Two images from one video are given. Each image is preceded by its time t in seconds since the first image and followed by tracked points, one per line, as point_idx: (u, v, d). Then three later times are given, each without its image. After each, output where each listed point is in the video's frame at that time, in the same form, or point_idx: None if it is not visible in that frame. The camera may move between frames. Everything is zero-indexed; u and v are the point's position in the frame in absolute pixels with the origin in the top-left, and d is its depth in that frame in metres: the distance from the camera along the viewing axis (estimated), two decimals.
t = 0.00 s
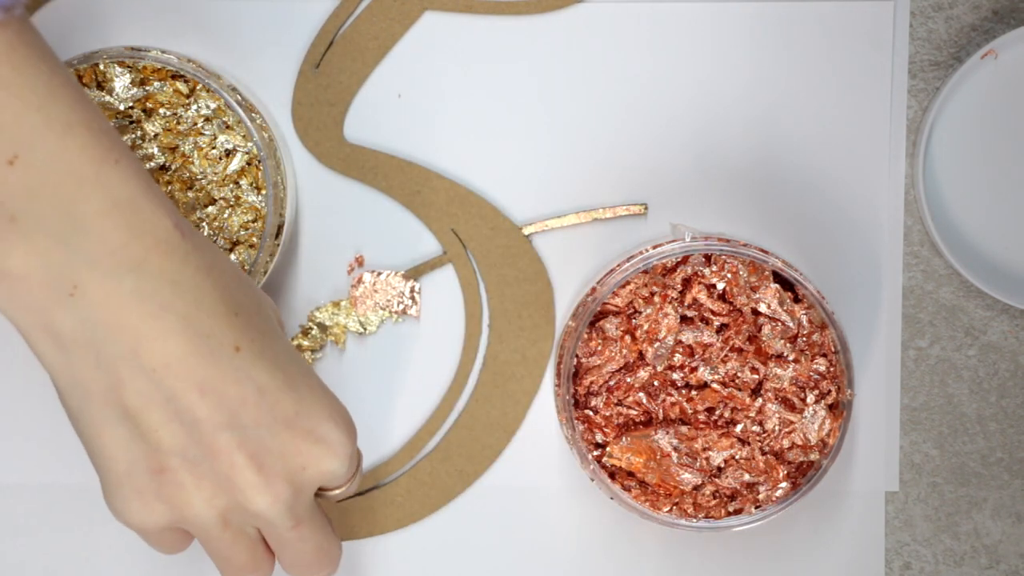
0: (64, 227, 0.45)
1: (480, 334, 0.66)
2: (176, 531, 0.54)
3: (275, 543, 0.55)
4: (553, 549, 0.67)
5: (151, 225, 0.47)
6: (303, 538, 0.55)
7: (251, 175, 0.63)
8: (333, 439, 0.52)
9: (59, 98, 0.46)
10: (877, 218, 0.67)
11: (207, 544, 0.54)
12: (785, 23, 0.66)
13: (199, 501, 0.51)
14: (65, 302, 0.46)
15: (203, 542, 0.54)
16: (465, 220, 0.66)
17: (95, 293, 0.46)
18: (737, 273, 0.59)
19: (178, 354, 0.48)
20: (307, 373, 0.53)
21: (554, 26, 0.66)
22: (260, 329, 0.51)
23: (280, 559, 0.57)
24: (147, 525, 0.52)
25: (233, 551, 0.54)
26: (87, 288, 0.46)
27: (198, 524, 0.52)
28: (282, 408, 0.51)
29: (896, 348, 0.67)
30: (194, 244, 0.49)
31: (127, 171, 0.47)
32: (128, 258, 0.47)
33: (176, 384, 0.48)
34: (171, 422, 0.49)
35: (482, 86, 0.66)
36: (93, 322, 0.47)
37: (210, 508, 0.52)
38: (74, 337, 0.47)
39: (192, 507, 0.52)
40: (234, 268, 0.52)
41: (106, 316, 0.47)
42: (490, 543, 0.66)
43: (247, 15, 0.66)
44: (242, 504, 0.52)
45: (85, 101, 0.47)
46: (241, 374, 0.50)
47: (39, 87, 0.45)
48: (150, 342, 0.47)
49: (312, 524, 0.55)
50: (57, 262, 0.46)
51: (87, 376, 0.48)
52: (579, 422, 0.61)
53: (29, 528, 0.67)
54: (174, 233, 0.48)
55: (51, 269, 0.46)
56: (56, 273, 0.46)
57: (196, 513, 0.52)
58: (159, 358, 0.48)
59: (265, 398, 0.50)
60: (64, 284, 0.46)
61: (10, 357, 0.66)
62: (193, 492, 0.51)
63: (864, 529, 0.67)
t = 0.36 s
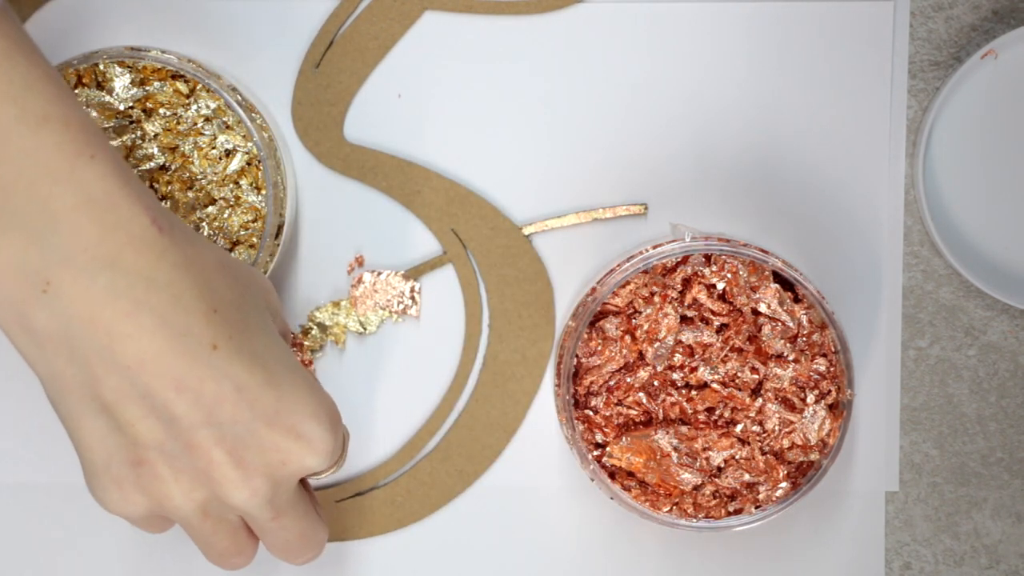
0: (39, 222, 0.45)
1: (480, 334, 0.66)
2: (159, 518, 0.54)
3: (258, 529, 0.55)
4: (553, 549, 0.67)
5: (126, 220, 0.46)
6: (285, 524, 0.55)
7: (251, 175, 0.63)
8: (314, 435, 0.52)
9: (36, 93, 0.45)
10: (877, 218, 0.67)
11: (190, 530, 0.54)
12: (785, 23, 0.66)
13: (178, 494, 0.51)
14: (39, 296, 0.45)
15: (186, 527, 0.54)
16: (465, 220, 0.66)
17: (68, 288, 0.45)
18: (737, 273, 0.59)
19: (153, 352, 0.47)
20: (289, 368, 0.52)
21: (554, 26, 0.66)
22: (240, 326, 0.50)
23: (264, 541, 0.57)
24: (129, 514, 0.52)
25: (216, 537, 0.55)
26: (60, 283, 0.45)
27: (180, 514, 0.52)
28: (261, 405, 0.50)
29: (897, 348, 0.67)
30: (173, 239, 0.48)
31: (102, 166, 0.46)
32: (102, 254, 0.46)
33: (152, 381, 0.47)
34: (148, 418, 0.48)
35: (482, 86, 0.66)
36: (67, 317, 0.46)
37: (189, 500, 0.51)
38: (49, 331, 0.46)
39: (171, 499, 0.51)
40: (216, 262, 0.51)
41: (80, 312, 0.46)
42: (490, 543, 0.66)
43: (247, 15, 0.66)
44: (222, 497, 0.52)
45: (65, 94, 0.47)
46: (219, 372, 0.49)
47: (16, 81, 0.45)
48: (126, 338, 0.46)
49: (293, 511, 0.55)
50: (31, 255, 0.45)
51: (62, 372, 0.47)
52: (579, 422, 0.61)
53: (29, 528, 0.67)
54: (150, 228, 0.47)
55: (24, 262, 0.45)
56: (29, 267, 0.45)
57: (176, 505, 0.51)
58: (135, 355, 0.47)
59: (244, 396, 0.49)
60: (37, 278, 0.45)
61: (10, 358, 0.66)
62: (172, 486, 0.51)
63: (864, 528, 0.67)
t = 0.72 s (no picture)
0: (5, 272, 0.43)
1: (480, 334, 0.66)
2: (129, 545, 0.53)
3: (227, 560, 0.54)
4: (552, 549, 0.67)
5: (98, 278, 0.44)
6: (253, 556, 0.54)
7: (251, 175, 0.63)
8: (284, 488, 0.50)
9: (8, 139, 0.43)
10: (877, 219, 0.67)
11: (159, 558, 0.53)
12: (785, 23, 0.66)
13: (144, 531, 0.50)
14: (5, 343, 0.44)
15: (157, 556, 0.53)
16: (465, 220, 0.66)
17: (32, 339, 0.44)
18: (737, 273, 0.59)
19: (119, 407, 0.45)
20: (263, 422, 0.49)
21: (554, 26, 0.66)
22: (218, 378, 0.48)
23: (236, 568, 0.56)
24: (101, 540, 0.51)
25: (184, 565, 0.53)
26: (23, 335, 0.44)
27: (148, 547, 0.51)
28: (229, 459, 0.48)
29: (897, 348, 0.67)
30: (149, 295, 0.46)
31: (73, 222, 0.44)
32: (70, 311, 0.44)
33: (119, 434, 0.46)
34: (114, 465, 0.47)
35: (482, 87, 0.66)
36: (33, 369, 0.44)
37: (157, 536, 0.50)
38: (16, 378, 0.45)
39: (139, 534, 0.50)
40: (197, 312, 0.48)
41: (44, 365, 0.44)
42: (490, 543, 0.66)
43: (247, 15, 0.66)
44: (187, 536, 0.51)
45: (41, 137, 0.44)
46: (187, 428, 0.47)
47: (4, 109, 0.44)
48: (92, 392, 0.45)
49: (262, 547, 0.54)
50: None
51: (31, 415, 0.46)
52: (579, 422, 0.61)
53: (31, 527, 0.67)
54: (123, 287, 0.45)
55: None
56: None
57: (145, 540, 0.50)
58: (101, 409, 0.45)
59: (212, 449, 0.48)
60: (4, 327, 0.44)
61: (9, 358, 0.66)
62: (139, 525, 0.49)
63: (864, 528, 0.67)
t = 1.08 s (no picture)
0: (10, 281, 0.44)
1: (480, 334, 0.66)
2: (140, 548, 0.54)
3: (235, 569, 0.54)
4: (553, 549, 0.67)
5: (99, 285, 0.45)
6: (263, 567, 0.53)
7: (251, 175, 0.63)
8: (289, 497, 0.50)
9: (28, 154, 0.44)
10: (877, 220, 0.67)
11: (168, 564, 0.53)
12: (785, 24, 0.66)
13: (152, 537, 0.50)
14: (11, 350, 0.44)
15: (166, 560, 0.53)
16: (465, 220, 0.66)
17: (37, 347, 0.44)
18: (737, 273, 0.59)
19: (124, 414, 0.46)
20: (271, 432, 0.49)
21: (554, 26, 0.66)
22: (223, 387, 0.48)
23: None
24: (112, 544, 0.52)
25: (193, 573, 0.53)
26: (29, 342, 0.44)
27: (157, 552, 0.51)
28: (234, 467, 0.48)
29: (897, 348, 0.67)
30: (153, 303, 0.46)
31: (76, 228, 0.44)
32: (73, 318, 0.44)
33: (122, 440, 0.46)
34: (120, 471, 0.47)
35: (482, 88, 0.66)
36: (39, 375, 0.45)
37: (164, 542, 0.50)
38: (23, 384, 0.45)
39: (148, 540, 0.50)
40: (204, 320, 0.49)
41: (50, 372, 0.45)
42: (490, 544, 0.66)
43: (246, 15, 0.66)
44: (194, 542, 0.51)
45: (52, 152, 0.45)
46: (191, 435, 0.47)
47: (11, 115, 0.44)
48: (97, 399, 0.45)
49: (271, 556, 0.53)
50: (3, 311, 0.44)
51: (38, 421, 0.46)
52: (579, 422, 0.61)
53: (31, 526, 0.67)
54: (126, 294, 0.45)
55: None
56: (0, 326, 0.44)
57: (154, 545, 0.51)
58: (106, 416, 0.46)
59: (216, 457, 0.48)
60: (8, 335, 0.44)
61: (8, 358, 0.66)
62: (147, 530, 0.50)
63: (864, 528, 0.67)
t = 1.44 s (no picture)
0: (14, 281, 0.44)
1: (480, 334, 0.66)
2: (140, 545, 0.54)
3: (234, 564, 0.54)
4: (553, 550, 0.67)
5: (101, 287, 0.45)
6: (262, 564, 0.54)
7: (251, 175, 0.63)
8: (289, 497, 0.50)
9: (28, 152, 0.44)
10: (878, 220, 0.67)
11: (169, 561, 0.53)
12: (785, 24, 0.66)
13: (153, 534, 0.51)
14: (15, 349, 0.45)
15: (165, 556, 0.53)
16: (466, 220, 0.66)
17: (39, 345, 0.45)
18: (737, 273, 0.59)
19: (125, 412, 0.46)
20: (272, 433, 0.49)
21: (554, 26, 0.66)
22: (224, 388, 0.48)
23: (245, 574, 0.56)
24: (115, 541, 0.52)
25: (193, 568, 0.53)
26: (33, 340, 0.45)
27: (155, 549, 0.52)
28: (233, 466, 0.48)
29: (897, 348, 0.67)
30: (155, 302, 0.47)
31: (79, 228, 0.45)
32: (74, 317, 0.45)
33: (123, 438, 0.47)
34: (120, 468, 0.48)
35: (483, 88, 0.66)
36: (40, 373, 0.45)
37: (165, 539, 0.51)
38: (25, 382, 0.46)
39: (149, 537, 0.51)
40: (205, 320, 0.49)
41: (52, 370, 0.45)
42: (490, 544, 0.66)
43: (246, 15, 0.66)
44: (194, 540, 0.51)
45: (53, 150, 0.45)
46: (191, 433, 0.47)
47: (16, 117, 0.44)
48: (97, 396, 0.46)
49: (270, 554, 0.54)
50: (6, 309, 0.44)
51: (42, 418, 0.47)
52: (579, 422, 0.61)
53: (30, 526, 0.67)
54: (128, 294, 0.46)
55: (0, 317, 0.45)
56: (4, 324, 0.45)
57: (154, 542, 0.51)
58: (107, 413, 0.46)
59: (216, 455, 0.48)
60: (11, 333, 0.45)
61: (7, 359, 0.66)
62: (147, 526, 0.50)
63: (863, 529, 0.67)
